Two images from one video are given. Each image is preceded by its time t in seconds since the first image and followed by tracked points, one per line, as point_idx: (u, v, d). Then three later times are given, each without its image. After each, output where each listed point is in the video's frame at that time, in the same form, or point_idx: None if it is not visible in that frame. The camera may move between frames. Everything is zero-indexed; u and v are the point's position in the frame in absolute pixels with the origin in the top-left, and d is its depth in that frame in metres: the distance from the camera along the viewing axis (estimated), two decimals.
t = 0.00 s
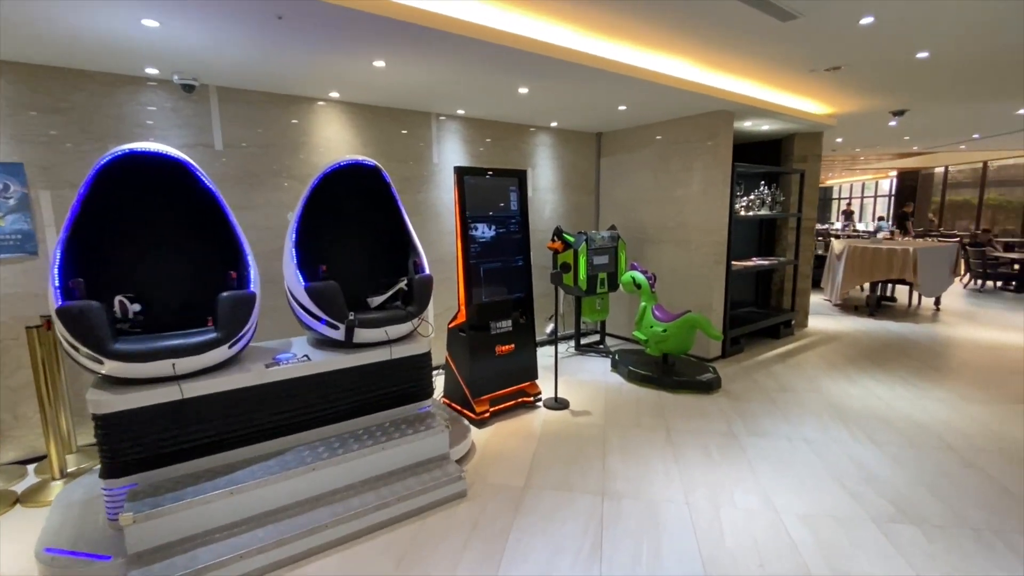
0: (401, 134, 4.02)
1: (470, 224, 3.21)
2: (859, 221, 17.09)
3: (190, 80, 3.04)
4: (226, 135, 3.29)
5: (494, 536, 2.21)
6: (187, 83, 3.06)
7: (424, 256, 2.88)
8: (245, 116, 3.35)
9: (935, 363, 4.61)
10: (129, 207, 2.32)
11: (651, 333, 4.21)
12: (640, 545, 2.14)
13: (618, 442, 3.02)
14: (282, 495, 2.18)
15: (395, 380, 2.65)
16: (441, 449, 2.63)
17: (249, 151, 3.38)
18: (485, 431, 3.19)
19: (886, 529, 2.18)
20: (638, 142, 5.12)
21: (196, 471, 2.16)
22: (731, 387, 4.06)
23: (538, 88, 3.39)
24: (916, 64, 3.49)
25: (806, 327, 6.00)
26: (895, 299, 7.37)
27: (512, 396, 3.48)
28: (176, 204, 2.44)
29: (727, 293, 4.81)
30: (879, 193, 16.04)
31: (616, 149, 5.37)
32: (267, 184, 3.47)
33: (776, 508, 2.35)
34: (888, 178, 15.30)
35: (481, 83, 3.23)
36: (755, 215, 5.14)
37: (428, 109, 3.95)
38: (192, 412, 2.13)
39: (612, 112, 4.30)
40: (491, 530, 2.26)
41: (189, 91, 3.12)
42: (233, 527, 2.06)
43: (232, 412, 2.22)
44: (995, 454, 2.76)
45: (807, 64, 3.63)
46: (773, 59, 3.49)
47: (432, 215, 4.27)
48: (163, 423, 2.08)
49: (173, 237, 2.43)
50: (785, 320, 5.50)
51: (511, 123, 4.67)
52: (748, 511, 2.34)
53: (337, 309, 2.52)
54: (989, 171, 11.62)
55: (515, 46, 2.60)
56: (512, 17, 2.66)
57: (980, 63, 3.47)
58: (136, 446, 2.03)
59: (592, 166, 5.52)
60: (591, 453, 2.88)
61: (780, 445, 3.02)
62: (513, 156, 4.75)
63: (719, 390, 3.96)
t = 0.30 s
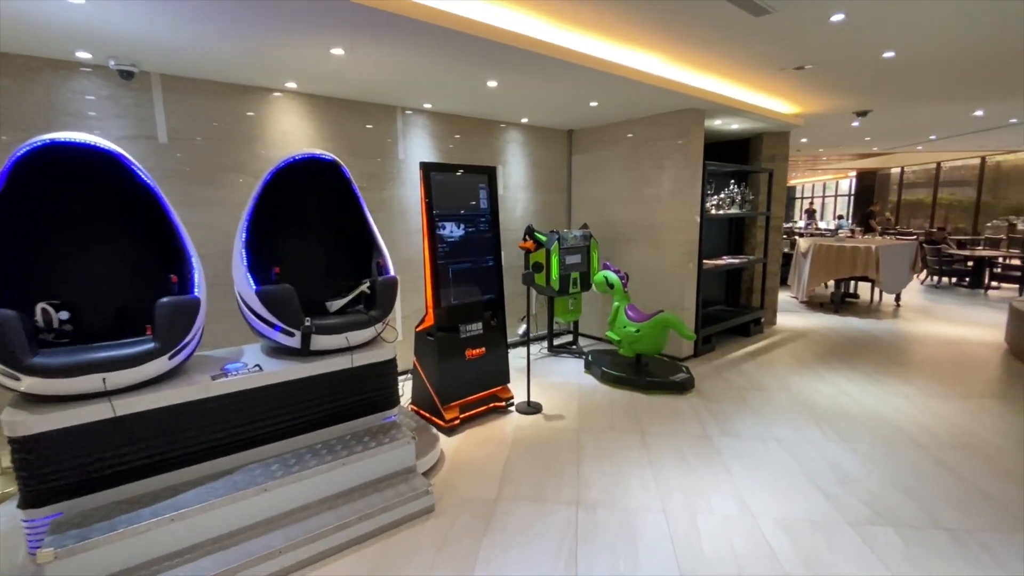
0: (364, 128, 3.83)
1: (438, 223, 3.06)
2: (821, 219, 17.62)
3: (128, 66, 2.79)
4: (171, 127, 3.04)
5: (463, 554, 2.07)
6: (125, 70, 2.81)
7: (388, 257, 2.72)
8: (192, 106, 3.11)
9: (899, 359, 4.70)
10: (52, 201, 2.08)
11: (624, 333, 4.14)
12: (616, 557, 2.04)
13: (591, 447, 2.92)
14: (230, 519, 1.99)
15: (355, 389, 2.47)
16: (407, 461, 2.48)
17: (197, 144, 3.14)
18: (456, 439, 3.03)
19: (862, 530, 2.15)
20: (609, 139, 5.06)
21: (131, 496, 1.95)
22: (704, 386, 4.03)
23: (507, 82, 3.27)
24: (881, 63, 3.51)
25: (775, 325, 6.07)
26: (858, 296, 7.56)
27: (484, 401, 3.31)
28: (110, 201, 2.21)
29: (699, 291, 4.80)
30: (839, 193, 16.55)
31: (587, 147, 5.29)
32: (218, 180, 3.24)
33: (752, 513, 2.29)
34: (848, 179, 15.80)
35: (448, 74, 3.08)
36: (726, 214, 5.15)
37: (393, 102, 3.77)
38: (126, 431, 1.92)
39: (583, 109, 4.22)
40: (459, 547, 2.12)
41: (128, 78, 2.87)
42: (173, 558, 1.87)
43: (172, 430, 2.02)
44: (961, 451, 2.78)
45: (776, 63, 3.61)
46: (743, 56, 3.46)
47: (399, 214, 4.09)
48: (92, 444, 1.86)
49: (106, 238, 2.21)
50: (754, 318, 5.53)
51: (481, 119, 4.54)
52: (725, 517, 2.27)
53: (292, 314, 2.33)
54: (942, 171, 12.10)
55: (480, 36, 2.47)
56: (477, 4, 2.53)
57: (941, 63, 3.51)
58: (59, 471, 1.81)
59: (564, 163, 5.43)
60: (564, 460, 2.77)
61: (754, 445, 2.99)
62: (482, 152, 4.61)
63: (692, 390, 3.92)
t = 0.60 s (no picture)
0: (318, 121, 3.61)
1: (398, 221, 2.89)
2: (778, 218, 18.21)
3: (46, 46, 2.50)
4: (98, 115, 2.75)
5: None
6: (43, 50, 2.52)
7: (343, 257, 2.54)
8: (123, 93, 2.82)
9: (857, 353, 4.82)
10: None
11: (592, 333, 4.07)
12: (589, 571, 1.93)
13: (561, 453, 2.81)
14: (162, 551, 1.78)
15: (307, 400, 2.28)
16: (365, 476, 2.31)
17: (130, 135, 2.86)
18: (419, 449, 2.86)
19: (834, 530, 2.12)
20: (575, 136, 4.99)
21: (42, 532, 1.71)
22: (673, 385, 4.00)
23: (470, 73, 3.13)
24: (842, 62, 3.54)
25: (738, 322, 6.15)
26: (815, 292, 7.78)
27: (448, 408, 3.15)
28: (19, 199, 1.95)
29: (666, 289, 4.78)
30: (794, 192, 17.15)
31: (553, 144, 5.20)
32: (154, 175, 2.97)
33: (725, 517, 2.23)
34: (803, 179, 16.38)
35: (407, 64, 2.92)
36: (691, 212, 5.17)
37: (349, 93, 3.57)
38: (36, 458, 1.67)
39: (548, 104, 4.12)
40: (421, 567, 1.97)
41: (46, 60, 2.58)
42: None
43: (93, 454, 1.78)
44: (923, 446, 2.81)
45: (739, 61, 3.61)
46: (708, 53, 3.43)
47: (357, 212, 3.89)
48: None
49: (20, 242, 1.96)
50: (718, 315, 5.58)
51: (443, 113, 4.37)
52: (699, 523, 2.21)
53: (235, 320, 2.12)
54: (890, 172, 12.66)
55: (438, 21, 2.32)
56: None
57: (898, 64, 3.57)
58: None
59: (530, 160, 5.32)
60: (532, 467, 2.66)
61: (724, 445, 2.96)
62: (446, 148, 4.45)
63: (661, 389, 3.88)
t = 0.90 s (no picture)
0: (261, 111, 3.35)
1: (348, 220, 2.68)
2: (730, 217, 18.81)
3: None
4: None
5: None
6: None
7: (288, 260, 2.32)
8: (29, 75, 2.49)
9: (810, 349, 4.95)
10: None
11: (555, 335, 3.98)
12: None
13: (525, 462, 2.69)
14: None
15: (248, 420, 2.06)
16: (315, 500, 2.11)
17: (38, 121, 2.52)
18: (374, 464, 2.67)
19: (802, 534, 2.09)
20: (536, 133, 4.88)
21: None
22: (636, 386, 3.96)
23: (426, 64, 2.96)
24: (798, 62, 3.58)
25: (697, 320, 6.24)
26: (768, 289, 8.02)
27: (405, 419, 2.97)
28: None
29: (628, 289, 4.76)
30: (744, 192, 17.76)
31: (513, 140, 5.08)
32: (70, 169, 2.64)
33: (695, 525, 2.17)
34: (753, 179, 16.99)
35: (357, 52, 2.72)
36: (651, 211, 5.17)
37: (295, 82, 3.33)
38: None
39: (508, 100, 3.99)
40: None
41: None
42: None
43: None
44: (878, 442, 2.87)
45: (699, 61, 3.60)
46: (669, 51, 3.39)
47: (305, 210, 3.64)
48: None
49: None
50: (679, 314, 5.62)
51: (398, 107, 4.18)
52: (668, 532, 2.13)
53: (161, 333, 1.89)
54: (833, 173, 13.28)
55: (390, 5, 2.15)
56: None
57: (850, 66, 3.64)
58: None
59: (489, 157, 5.18)
60: (495, 480, 2.52)
61: (688, 446, 2.92)
62: (402, 143, 4.25)
63: (624, 390, 3.83)
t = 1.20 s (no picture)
0: (191, 101, 3.08)
1: (289, 219, 2.49)
2: (680, 217, 19.38)
3: None
4: None
5: None
6: None
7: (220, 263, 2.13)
8: None
9: (758, 345, 5.11)
10: None
11: (512, 337, 3.90)
12: None
13: (483, 472, 2.59)
14: None
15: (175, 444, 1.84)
16: (253, 526, 1.92)
17: None
18: (320, 480, 2.50)
19: (759, 533, 2.09)
20: (490, 131, 4.79)
21: None
22: (594, 387, 3.94)
23: (372, 55, 2.80)
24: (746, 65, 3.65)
25: (651, 318, 6.33)
26: (717, 286, 8.27)
27: (355, 431, 2.80)
28: None
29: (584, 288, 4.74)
30: (693, 192, 18.34)
31: (467, 138, 4.96)
32: None
33: (654, 529, 2.14)
34: (701, 180, 17.57)
35: (296, 38, 2.54)
36: (606, 210, 5.19)
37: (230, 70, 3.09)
38: None
39: (462, 95, 3.87)
40: None
41: None
42: None
43: None
44: (825, 435, 2.96)
45: (652, 60, 3.62)
46: (623, 49, 3.38)
47: (243, 208, 3.39)
48: None
49: None
50: (634, 312, 5.68)
51: (345, 101, 3.98)
52: (629, 537, 2.09)
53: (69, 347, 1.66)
54: (775, 174, 13.92)
55: None
56: None
57: (794, 70, 3.76)
58: None
59: (442, 154, 5.03)
60: (452, 493, 2.41)
61: (646, 446, 2.91)
62: (350, 138, 4.05)
63: (582, 391, 3.80)
